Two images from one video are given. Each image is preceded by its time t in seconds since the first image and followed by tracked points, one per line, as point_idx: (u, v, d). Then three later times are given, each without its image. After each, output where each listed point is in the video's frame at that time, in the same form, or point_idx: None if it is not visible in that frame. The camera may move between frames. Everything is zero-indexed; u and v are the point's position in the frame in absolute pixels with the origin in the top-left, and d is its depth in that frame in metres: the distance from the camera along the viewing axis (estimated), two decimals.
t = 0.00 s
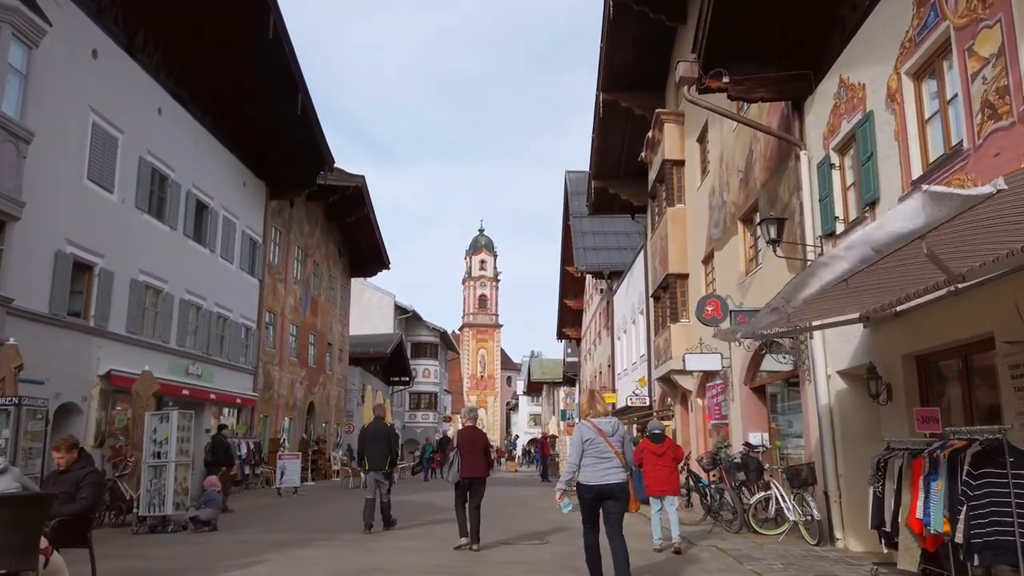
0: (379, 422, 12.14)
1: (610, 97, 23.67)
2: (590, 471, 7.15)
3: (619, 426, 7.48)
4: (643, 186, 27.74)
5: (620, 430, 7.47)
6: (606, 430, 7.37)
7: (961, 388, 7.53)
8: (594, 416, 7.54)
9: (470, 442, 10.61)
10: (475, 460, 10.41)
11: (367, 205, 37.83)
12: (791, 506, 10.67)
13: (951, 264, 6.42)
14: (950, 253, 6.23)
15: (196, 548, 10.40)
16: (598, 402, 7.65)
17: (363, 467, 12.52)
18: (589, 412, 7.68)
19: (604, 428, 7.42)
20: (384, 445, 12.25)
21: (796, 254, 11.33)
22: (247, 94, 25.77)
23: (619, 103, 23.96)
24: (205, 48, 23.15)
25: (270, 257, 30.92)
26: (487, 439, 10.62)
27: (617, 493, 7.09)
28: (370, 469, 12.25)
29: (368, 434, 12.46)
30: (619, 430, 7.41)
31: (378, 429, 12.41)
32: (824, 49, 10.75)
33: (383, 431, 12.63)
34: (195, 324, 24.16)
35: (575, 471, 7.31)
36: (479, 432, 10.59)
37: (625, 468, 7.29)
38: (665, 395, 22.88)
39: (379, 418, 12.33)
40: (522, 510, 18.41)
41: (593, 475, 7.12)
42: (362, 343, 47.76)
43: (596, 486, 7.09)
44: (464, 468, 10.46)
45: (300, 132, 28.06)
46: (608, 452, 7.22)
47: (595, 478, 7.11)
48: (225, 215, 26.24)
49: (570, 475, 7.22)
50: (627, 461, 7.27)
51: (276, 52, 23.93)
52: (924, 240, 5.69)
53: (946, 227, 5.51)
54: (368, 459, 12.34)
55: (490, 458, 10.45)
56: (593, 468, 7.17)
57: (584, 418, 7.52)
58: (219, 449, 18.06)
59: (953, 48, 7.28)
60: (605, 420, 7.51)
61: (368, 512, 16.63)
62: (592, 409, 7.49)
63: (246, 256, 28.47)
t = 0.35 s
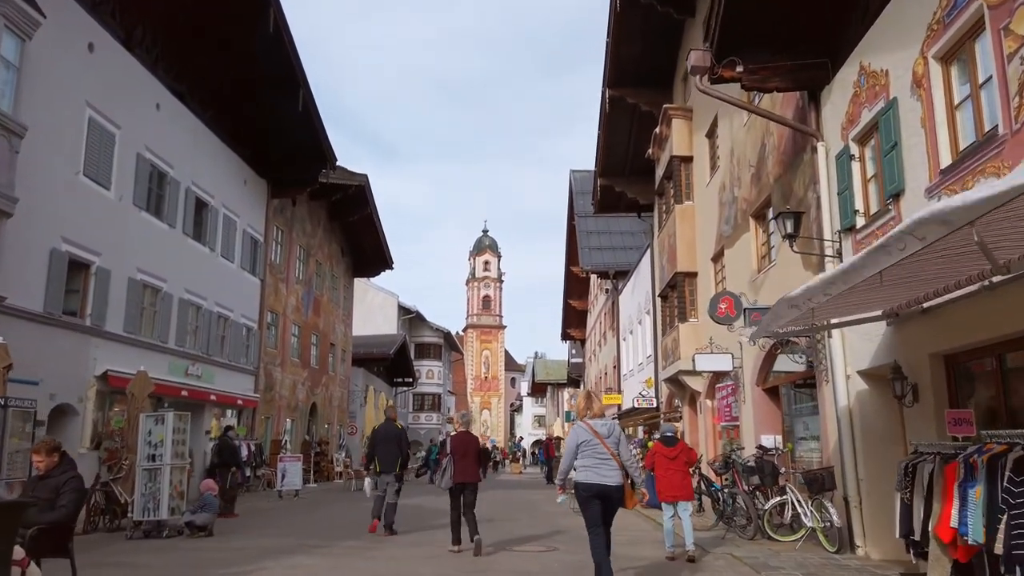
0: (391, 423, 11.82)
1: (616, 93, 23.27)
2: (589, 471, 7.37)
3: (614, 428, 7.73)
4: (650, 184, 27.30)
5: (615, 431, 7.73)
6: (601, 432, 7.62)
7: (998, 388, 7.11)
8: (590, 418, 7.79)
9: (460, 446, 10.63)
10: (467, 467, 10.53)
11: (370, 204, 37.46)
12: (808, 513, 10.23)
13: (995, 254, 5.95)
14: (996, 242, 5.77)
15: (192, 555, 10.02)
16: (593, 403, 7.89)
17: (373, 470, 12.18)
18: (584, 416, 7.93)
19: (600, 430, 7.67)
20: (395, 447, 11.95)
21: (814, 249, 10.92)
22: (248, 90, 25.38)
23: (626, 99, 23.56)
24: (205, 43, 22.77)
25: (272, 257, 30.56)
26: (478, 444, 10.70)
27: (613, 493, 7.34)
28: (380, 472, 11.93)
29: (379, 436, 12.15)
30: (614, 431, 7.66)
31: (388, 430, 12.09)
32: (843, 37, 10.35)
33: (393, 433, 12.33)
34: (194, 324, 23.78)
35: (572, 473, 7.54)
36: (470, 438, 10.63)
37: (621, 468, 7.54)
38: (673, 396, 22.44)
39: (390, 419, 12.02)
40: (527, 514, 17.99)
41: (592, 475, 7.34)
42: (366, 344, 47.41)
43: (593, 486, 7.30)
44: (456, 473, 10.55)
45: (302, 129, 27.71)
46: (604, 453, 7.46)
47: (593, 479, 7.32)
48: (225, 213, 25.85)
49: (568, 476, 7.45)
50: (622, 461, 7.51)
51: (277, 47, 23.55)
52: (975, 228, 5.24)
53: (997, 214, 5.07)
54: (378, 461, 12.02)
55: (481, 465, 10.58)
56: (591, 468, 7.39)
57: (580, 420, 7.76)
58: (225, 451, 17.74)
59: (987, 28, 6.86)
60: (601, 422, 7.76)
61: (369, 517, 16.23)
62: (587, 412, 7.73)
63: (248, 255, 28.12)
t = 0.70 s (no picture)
0: (399, 430, 11.46)
1: (626, 94, 22.89)
2: (592, 478, 7.40)
3: (621, 434, 7.71)
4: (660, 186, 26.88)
5: (621, 438, 7.72)
6: (607, 438, 7.61)
7: None
8: (597, 424, 7.78)
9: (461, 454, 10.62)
10: (468, 473, 10.52)
11: (376, 208, 37.15)
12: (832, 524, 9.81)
13: None
14: None
15: (192, 567, 9.66)
16: (602, 410, 7.87)
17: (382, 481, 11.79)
18: (592, 421, 7.93)
19: (606, 437, 7.66)
20: (404, 456, 11.58)
21: (835, 249, 10.52)
22: (252, 92, 25.10)
23: (636, 100, 23.17)
24: (209, 44, 22.49)
25: (277, 262, 30.27)
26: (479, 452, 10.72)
27: (616, 501, 7.36)
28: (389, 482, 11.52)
29: (388, 444, 11.78)
30: (620, 438, 7.65)
31: (397, 439, 11.74)
32: (866, 29, 9.97)
33: (403, 441, 11.98)
34: (198, 329, 23.48)
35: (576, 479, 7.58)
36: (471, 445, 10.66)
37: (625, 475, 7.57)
38: (684, 402, 22.02)
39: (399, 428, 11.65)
40: (536, 522, 17.56)
41: (595, 482, 7.38)
42: (372, 350, 47.08)
43: (595, 493, 7.36)
44: (457, 481, 10.47)
45: (307, 132, 27.41)
46: (609, 461, 7.48)
47: (595, 486, 7.38)
48: (230, 217, 25.55)
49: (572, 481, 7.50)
50: (626, 469, 7.53)
51: (282, 49, 23.26)
52: None
53: None
54: (387, 471, 11.63)
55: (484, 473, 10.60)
56: (594, 476, 7.43)
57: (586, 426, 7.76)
58: (235, 459, 17.43)
59: None
60: (608, 428, 7.76)
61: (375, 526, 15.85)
62: (593, 418, 7.73)
63: (253, 260, 27.83)
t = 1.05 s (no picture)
0: (407, 433, 11.11)
1: (636, 95, 22.54)
2: (591, 488, 7.24)
3: (619, 444, 7.53)
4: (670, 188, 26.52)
5: (620, 447, 7.53)
6: (605, 448, 7.42)
7: None
8: (594, 435, 7.58)
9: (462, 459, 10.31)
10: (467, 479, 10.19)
11: (382, 212, 36.87)
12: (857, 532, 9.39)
13: None
14: None
15: None
16: (598, 420, 7.68)
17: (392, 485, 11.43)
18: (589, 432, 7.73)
19: (604, 446, 7.47)
20: (412, 458, 11.23)
21: (858, 247, 10.15)
22: (258, 94, 24.84)
23: (646, 100, 22.82)
24: (213, 45, 22.23)
25: (283, 265, 30.01)
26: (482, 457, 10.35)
27: (616, 510, 7.21)
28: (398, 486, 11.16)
29: (396, 447, 11.46)
30: (618, 448, 7.46)
31: (405, 442, 11.40)
32: (890, 18, 9.61)
33: (411, 445, 11.64)
34: (203, 333, 23.18)
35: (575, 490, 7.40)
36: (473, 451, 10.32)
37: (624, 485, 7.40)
38: (696, 407, 21.62)
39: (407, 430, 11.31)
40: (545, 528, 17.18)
41: (594, 492, 7.22)
42: (379, 355, 46.78)
43: (594, 504, 7.20)
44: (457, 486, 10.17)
45: (313, 134, 27.13)
46: (608, 471, 7.30)
47: (594, 496, 7.22)
48: (235, 220, 25.26)
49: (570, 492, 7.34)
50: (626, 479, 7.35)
51: (288, 50, 22.99)
52: None
53: None
54: (396, 475, 11.28)
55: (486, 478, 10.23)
56: (593, 486, 7.26)
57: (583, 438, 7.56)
58: (251, 466, 17.15)
59: None
60: (605, 439, 7.57)
61: (382, 533, 15.48)
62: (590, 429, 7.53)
63: (259, 263, 27.55)
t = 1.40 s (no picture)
0: (419, 440, 10.76)
1: (646, 94, 22.18)
2: (590, 490, 6.90)
3: (619, 445, 7.19)
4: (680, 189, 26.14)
5: (620, 448, 7.18)
6: (604, 450, 7.08)
7: None
8: (593, 437, 7.25)
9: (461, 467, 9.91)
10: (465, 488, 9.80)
11: (389, 215, 36.56)
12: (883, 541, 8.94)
13: None
14: None
15: None
16: (597, 422, 7.37)
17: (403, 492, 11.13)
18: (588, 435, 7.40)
19: (603, 448, 7.13)
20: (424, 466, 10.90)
21: (882, 244, 9.77)
22: (263, 94, 24.58)
23: (656, 99, 22.45)
24: (219, 45, 21.97)
25: (289, 268, 29.73)
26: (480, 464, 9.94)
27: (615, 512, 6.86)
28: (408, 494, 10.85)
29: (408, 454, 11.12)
30: (618, 449, 7.11)
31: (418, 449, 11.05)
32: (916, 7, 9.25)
33: (422, 450, 11.30)
34: (207, 336, 22.89)
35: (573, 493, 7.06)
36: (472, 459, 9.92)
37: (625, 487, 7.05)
38: (708, 411, 21.22)
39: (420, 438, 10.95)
40: (556, 535, 16.78)
41: (593, 494, 6.87)
42: (386, 359, 46.44)
43: (593, 506, 6.85)
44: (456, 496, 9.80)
45: (319, 136, 26.86)
46: (608, 472, 6.97)
47: (593, 497, 6.87)
48: (240, 222, 24.99)
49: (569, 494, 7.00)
50: (626, 480, 7.01)
51: (294, 50, 22.72)
52: None
53: None
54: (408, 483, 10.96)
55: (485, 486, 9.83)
56: (593, 488, 6.91)
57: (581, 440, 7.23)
58: (261, 470, 16.82)
59: None
60: (604, 441, 7.23)
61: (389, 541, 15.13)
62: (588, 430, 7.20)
63: (264, 265, 27.27)
